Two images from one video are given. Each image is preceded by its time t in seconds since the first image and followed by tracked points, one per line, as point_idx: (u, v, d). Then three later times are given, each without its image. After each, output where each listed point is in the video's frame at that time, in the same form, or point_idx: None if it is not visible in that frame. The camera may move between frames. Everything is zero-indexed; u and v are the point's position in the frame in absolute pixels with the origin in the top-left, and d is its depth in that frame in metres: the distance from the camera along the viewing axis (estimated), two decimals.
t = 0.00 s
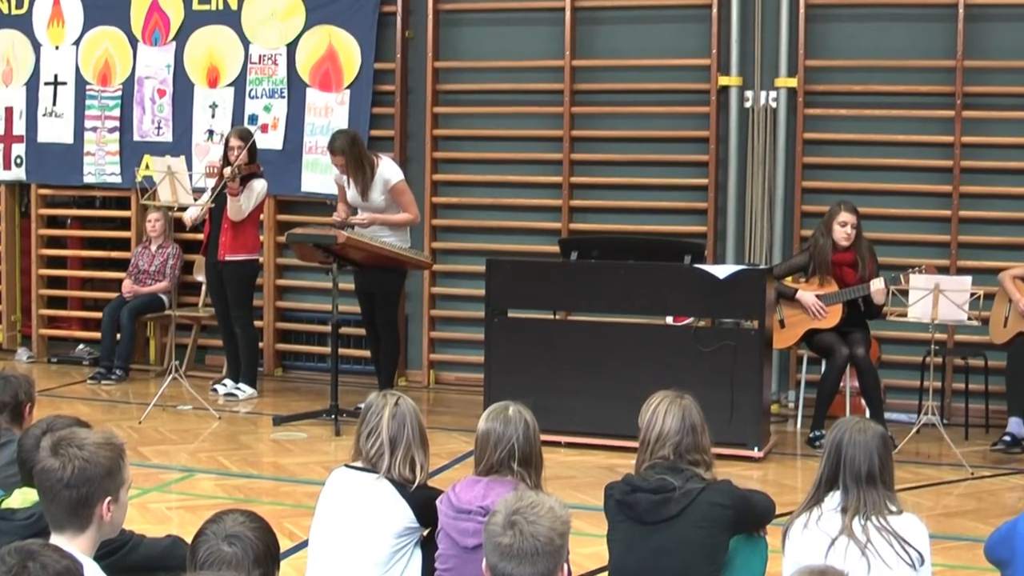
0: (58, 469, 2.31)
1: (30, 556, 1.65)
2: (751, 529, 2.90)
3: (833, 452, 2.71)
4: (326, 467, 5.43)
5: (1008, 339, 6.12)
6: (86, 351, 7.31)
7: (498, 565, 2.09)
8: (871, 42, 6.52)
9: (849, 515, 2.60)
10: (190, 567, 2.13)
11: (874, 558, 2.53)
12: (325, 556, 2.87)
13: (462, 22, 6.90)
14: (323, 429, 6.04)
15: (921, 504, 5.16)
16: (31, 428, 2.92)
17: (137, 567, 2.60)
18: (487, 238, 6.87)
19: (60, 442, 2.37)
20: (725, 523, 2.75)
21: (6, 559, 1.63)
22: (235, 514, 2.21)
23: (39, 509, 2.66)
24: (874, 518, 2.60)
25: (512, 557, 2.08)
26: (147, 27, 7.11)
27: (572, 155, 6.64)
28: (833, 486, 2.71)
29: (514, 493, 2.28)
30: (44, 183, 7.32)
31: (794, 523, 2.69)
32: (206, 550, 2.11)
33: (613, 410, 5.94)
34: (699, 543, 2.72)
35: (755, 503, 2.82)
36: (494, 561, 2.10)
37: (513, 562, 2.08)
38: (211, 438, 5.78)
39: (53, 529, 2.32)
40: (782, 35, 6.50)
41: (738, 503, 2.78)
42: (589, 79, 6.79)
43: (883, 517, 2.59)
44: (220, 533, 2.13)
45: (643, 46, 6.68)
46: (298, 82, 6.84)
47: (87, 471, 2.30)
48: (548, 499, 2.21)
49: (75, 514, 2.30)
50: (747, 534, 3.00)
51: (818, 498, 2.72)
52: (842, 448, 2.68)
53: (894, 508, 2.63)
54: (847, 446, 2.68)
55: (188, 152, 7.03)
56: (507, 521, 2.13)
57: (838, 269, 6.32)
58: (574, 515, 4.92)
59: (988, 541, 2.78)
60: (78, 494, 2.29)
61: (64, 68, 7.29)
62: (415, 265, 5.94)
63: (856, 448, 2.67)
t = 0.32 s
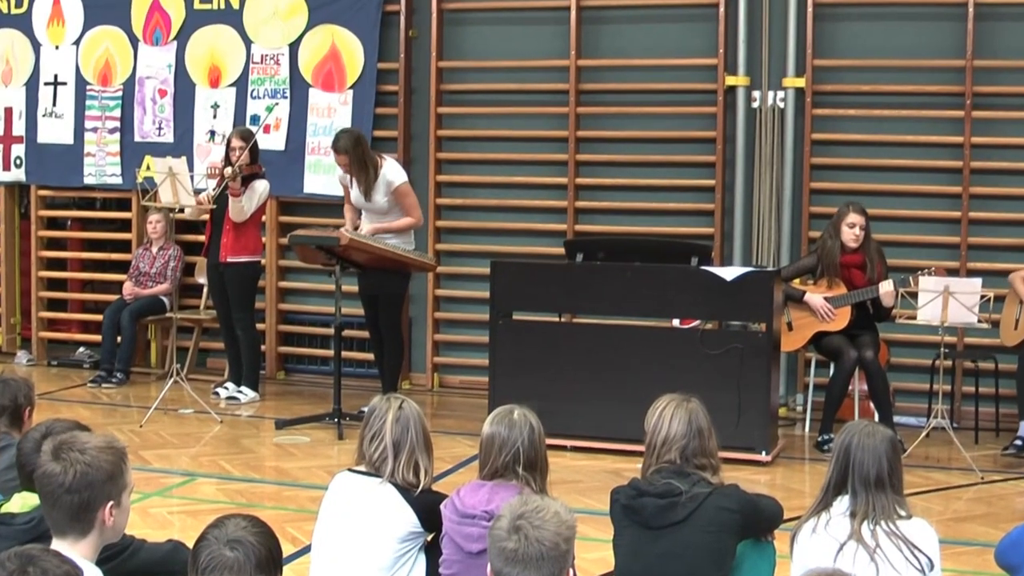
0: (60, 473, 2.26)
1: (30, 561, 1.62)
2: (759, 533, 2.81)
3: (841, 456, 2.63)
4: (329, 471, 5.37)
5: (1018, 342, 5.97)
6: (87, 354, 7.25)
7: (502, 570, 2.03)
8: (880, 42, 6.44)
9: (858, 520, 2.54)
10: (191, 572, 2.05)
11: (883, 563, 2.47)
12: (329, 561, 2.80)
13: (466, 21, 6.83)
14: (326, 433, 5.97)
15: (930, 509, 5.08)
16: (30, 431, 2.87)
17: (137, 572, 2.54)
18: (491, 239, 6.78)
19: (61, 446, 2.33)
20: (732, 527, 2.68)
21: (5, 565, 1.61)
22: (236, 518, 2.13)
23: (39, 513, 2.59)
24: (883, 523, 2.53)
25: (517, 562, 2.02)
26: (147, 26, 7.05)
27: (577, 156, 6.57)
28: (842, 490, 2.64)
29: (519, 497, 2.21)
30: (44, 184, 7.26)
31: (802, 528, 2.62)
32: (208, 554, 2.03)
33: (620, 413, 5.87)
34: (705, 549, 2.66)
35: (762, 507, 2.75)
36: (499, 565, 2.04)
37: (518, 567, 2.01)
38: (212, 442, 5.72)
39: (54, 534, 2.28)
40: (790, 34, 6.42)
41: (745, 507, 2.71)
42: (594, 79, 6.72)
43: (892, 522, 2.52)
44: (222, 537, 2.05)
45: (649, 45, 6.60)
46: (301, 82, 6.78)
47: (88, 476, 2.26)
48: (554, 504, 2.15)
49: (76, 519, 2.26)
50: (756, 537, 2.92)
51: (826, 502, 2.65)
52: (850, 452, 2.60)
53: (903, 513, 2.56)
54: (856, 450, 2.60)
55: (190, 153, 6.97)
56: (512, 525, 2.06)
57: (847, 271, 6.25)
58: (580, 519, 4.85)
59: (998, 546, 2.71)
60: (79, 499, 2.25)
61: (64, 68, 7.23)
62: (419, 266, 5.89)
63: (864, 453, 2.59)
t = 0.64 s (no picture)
0: (70, 476, 2.22)
1: (38, 565, 1.56)
2: (773, 539, 2.77)
3: (858, 460, 2.59)
4: (340, 475, 5.31)
5: None
6: (95, 356, 7.20)
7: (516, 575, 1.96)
8: (898, 41, 6.36)
9: (875, 525, 2.49)
10: None
11: (901, 568, 2.42)
12: (341, 564, 2.75)
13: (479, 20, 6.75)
14: (337, 437, 5.90)
15: (948, 514, 4.99)
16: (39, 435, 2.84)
17: None
18: (503, 240, 6.70)
19: (71, 449, 2.28)
20: (747, 533, 2.64)
21: (15, 566, 1.54)
22: (245, 522, 2.07)
23: (47, 516, 2.52)
24: (900, 527, 2.49)
25: (530, 567, 1.96)
26: (157, 25, 7.00)
27: (591, 157, 6.49)
28: (858, 495, 2.59)
29: (530, 500, 2.14)
30: (52, 184, 7.21)
31: (819, 532, 2.58)
32: (217, 558, 1.97)
33: (634, 416, 5.80)
34: (721, 555, 2.61)
35: (778, 512, 2.70)
36: (511, 569, 1.97)
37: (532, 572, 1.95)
38: (222, 445, 5.65)
39: (63, 538, 2.23)
40: (807, 33, 6.34)
41: (760, 512, 2.67)
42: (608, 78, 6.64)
43: (911, 526, 2.47)
44: (231, 541, 1.98)
45: (664, 44, 6.52)
46: (311, 82, 6.71)
47: (99, 479, 2.21)
48: (567, 507, 2.07)
49: (86, 523, 2.21)
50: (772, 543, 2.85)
51: (843, 507, 2.60)
52: (867, 456, 2.56)
53: (922, 517, 2.52)
54: (873, 454, 2.55)
55: (199, 153, 6.91)
56: (525, 530, 1.99)
57: (864, 273, 6.17)
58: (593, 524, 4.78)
59: (1018, 553, 2.65)
60: (90, 503, 2.20)
61: (73, 67, 7.18)
62: (431, 267, 5.83)
63: (881, 456, 2.55)
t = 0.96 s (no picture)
0: (86, 480, 2.21)
1: (61, 569, 1.55)
2: (796, 545, 2.76)
3: (881, 466, 2.56)
4: (357, 479, 5.24)
5: None
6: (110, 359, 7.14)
7: None
8: (922, 40, 6.26)
9: (898, 530, 2.46)
10: None
11: None
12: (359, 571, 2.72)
13: (497, 20, 6.68)
14: (354, 441, 5.83)
15: (973, 519, 4.90)
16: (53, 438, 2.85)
17: None
18: (522, 242, 6.61)
19: (86, 453, 2.28)
20: (769, 538, 2.63)
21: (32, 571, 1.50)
22: (260, 528, 2.00)
23: (62, 521, 2.45)
24: (924, 533, 2.45)
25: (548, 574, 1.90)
26: (172, 25, 6.95)
27: (611, 158, 6.40)
28: (882, 500, 2.56)
29: (550, 505, 2.09)
30: (66, 186, 7.17)
31: (842, 538, 2.55)
32: (232, 563, 1.89)
33: (655, 421, 5.72)
34: (742, 561, 2.61)
35: (800, 518, 2.69)
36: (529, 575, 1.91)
37: None
38: (238, 449, 5.59)
39: (79, 542, 2.22)
40: (830, 32, 6.24)
41: (782, 518, 2.67)
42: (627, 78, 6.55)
43: (934, 532, 2.44)
44: (247, 546, 1.91)
45: (684, 44, 6.44)
46: (328, 82, 6.64)
47: (114, 484, 2.21)
48: (586, 513, 2.02)
49: (101, 527, 2.20)
50: (792, 550, 2.81)
51: (866, 512, 2.57)
52: (890, 461, 2.52)
53: (945, 523, 2.48)
54: (895, 459, 2.52)
55: (215, 154, 6.86)
56: (544, 536, 1.93)
57: (886, 276, 6.09)
58: (613, 529, 4.71)
59: None
60: (105, 506, 2.19)
61: (88, 67, 7.14)
62: (448, 270, 5.78)
63: (905, 462, 2.51)
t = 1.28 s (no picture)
0: (73, 495, 2.10)
1: None
2: (840, 567, 2.57)
3: (929, 482, 2.30)
4: (364, 495, 4.84)
5: None
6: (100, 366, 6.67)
7: None
8: (971, 24, 5.81)
9: (949, 554, 2.20)
10: None
11: None
12: None
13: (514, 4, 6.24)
14: (361, 454, 5.42)
15: None
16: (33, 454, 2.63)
17: None
18: (541, 242, 6.18)
19: (74, 466, 2.16)
20: (808, 560, 2.46)
21: None
22: (264, 546, 1.89)
23: (48, 541, 2.33)
24: (977, 556, 2.20)
25: None
26: (167, 8, 6.48)
27: (637, 151, 5.94)
28: (930, 519, 2.29)
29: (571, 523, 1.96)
30: (55, 181, 6.69)
31: (886, 561, 2.29)
32: None
33: (686, 432, 5.28)
34: None
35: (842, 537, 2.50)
36: None
37: None
38: (236, 464, 5.19)
39: (67, 561, 2.11)
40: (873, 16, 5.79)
41: (822, 538, 2.48)
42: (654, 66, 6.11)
43: (989, 556, 2.18)
44: (248, 568, 1.82)
45: (715, 29, 5.99)
46: (334, 69, 6.19)
47: (104, 499, 2.08)
48: (610, 532, 1.91)
49: (92, 545, 2.08)
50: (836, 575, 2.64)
51: (913, 532, 2.30)
52: (939, 479, 2.26)
53: (1001, 545, 2.22)
54: (945, 477, 2.25)
55: (213, 147, 6.39)
56: (566, 557, 1.83)
57: (935, 278, 5.61)
58: (639, 550, 4.28)
59: None
60: (94, 523, 2.07)
61: (76, 53, 6.66)
62: (463, 271, 5.37)
63: (955, 479, 2.25)
